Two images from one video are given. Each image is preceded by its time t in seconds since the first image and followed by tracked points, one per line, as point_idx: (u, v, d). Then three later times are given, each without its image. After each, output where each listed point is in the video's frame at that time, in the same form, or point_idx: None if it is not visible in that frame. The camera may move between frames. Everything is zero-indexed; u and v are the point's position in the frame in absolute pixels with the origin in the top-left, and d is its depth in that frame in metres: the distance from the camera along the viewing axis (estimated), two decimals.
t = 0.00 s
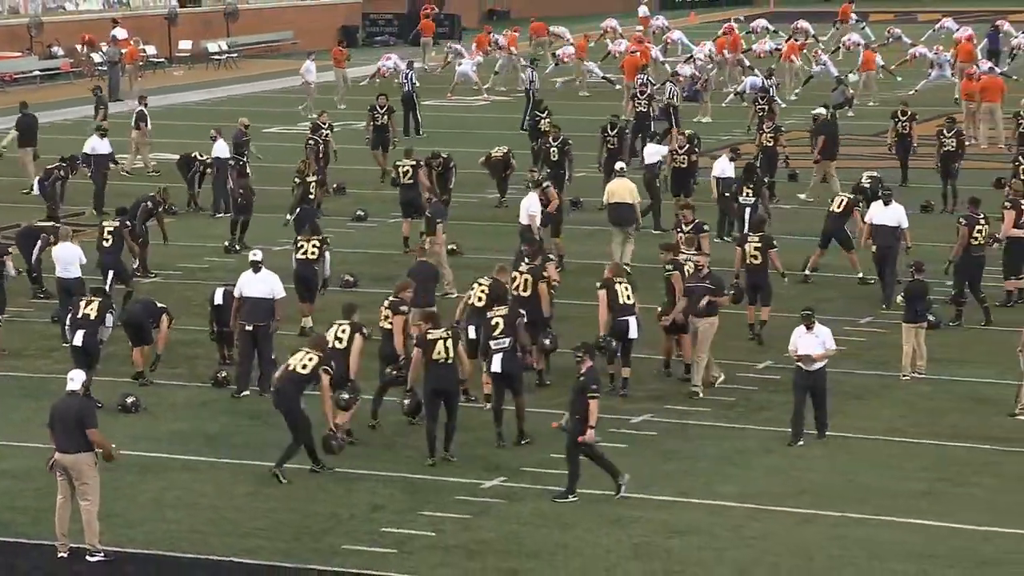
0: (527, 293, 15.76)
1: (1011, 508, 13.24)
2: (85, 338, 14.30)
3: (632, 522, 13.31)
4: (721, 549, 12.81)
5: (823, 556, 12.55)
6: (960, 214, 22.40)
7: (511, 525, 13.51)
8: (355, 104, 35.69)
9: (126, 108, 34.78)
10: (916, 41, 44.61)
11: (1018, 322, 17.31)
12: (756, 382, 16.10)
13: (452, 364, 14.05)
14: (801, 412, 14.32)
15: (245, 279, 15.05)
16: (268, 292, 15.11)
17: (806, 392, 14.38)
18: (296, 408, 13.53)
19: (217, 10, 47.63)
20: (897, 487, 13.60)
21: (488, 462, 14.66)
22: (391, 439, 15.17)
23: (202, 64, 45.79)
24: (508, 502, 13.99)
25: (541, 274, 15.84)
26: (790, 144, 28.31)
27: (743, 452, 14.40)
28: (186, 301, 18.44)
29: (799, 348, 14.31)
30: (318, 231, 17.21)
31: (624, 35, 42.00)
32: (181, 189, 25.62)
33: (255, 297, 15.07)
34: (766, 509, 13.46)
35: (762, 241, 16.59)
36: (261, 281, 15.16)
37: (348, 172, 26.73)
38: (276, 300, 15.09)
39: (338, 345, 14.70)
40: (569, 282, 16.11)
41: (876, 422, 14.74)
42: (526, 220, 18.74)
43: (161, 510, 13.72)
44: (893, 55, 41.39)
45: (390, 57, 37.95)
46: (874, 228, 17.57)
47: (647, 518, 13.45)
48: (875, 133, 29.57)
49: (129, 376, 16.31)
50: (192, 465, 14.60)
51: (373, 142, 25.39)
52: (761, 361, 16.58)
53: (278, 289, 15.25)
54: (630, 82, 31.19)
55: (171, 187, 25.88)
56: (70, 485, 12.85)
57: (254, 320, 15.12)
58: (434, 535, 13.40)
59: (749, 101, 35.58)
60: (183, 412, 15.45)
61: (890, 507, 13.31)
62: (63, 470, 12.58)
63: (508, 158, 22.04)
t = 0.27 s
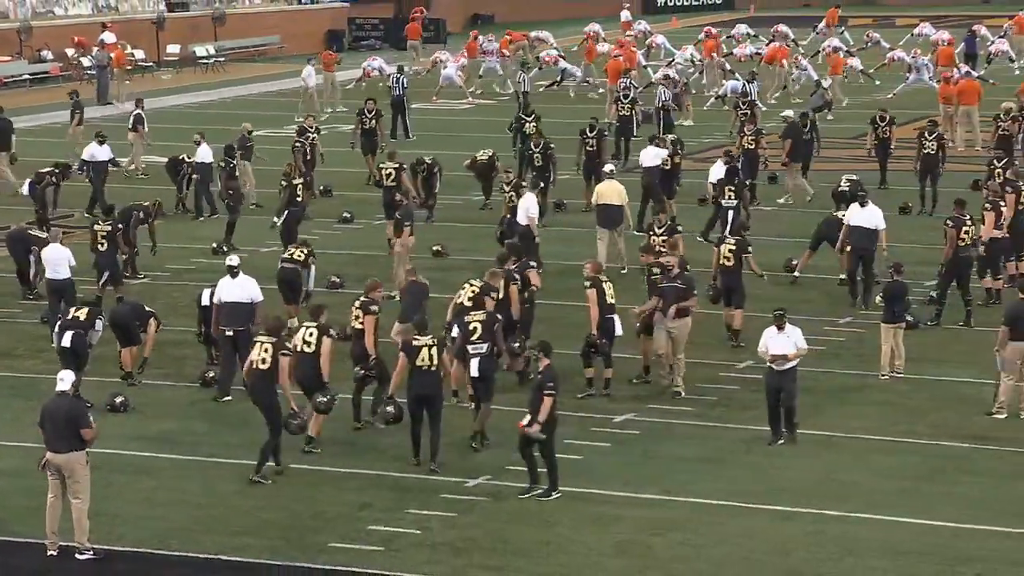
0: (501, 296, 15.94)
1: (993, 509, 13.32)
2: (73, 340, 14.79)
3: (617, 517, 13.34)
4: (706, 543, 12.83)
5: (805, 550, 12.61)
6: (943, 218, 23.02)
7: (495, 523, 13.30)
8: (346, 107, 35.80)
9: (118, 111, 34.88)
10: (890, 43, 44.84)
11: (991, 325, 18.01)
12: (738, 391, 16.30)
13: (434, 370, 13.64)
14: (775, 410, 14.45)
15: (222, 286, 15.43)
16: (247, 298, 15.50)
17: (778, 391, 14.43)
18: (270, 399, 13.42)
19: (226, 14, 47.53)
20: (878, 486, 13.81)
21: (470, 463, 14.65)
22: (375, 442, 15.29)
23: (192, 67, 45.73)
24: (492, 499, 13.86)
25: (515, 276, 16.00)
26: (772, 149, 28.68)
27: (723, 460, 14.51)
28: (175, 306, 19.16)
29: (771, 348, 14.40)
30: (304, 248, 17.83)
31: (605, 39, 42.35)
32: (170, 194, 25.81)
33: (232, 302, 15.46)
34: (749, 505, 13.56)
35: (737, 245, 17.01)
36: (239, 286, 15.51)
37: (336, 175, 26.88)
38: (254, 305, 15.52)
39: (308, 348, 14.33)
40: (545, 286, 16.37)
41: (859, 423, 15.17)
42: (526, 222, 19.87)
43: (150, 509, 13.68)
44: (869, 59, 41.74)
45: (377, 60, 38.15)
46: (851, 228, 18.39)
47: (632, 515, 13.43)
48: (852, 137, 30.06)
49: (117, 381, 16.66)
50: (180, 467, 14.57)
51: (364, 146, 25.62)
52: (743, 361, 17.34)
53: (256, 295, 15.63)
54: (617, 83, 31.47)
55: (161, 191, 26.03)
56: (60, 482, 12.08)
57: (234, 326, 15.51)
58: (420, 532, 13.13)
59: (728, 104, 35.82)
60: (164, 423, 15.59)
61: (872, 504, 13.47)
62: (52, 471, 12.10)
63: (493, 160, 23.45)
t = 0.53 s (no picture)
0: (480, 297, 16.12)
1: (971, 506, 13.52)
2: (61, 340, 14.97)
3: (601, 515, 13.52)
4: (690, 540, 13.01)
5: (786, 547, 12.79)
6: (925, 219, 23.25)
7: (483, 521, 13.50)
8: (335, 111, 35.99)
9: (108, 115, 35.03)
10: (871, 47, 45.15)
11: (970, 324, 18.24)
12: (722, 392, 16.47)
13: (415, 370, 13.75)
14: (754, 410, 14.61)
15: (201, 286, 15.57)
16: (227, 298, 15.66)
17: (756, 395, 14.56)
18: (245, 404, 13.46)
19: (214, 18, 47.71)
20: (860, 484, 13.99)
21: (456, 463, 14.81)
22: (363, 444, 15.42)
23: (180, 71, 45.88)
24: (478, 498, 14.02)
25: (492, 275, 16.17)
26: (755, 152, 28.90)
27: (706, 460, 14.69)
28: (163, 308, 19.31)
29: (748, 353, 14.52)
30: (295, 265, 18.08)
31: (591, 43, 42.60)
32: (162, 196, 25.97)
33: (212, 303, 15.64)
34: (732, 503, 13.73)
35: (708, 250, 17.33)
36: (218, 287, 15.68)
37: (324, 177, 27.05)
38: (234, 305, 15.68)
39: (277, 350, 14.09)
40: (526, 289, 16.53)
41: (840, 423, 15.34)
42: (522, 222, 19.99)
43: (140, 508, 13.83)
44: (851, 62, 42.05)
45: (364, 63, 38.33)
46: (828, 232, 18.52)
47: (617, 513, 13.60)
48: (833, 140, 30.29)
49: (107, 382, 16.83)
50: (170, 467, 14.72)
51: (353, 147, 25.78)
52: (725, 361, 17.53)
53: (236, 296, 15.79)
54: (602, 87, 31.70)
55: (151, 194, 26.19)
56: (52, 481, 12.24)
57: (216, 326, 15.65)
58: (407, 530, 13.29)
59: (712, 107, 36.07)
60: (152, 424, 15.75)
61: (853, 502, 13.64)
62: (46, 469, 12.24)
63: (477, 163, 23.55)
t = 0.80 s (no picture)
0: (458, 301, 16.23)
1: (949, 504, 13.69)
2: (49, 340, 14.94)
3: (584, 514, 13.68)
4: (672, 537, 13.17)
5: (767, 545, 12.96)
6: (904, 220, 23.45)
7: (467, 519, 13.65)
8: (321, 114, 36.14)
9: (92, 117, 35.13)
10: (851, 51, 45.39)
11: (948, 324, 18.44)
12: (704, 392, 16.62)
13: (383, 377, 13.76)
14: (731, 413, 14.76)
15: (182, 289, 15.72)
16: (207, 302, 15.82)
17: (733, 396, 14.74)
18: (207, 404, 13.50)
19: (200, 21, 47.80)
20: (840, 483, 14.16)
21: (438, 463, 14.95)
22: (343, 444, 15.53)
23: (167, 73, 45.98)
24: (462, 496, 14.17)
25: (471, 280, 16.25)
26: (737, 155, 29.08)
27: (687, 459, 14.85)
28: (149, 309, 19.44)
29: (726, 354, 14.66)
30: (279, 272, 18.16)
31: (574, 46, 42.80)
32: (148, 198, 26.08)
33: (194, 305, 15.79)
34: (713, 502, 13.90)
35: (681, 249, 17.56)
36: (200, 290, 15.83)
37: (310, 180, 27.19)
38: (214, 307, 15.83)
39: (245, 352, 13.97)
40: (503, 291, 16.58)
41: (819, 422, 15.53)
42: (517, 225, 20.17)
43: (127, 507, 13.96)
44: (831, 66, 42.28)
45: (348, 66, 38.51)
46: (799, 235, 18.68)
47: (599, 511, 13.76)
48: (811, 142, 30.52)
49: (94, 382, 16.97)
50: (156, 467, 14.85)
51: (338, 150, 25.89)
52: (706, 361, 17.70)
53: (216, 299, 15.95)
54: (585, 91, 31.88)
55: (138, 196, 26.30)
56: (40, 481, 12.36)
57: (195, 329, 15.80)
58: (392, 528, 13.44)
59: (694, 110, 36.25)
60: (138, 424, 15.89)
61: (833, 501, 13.81)
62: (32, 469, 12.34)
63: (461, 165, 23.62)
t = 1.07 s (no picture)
0: (433, 306, 16.28)
1: (929, 504, 13.83)
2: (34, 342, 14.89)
3: (567, 513, 13.80)
4: (655, 537, 13.28)
5: (748, 544, 13.08)
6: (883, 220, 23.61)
7: (450, 518, 13.76)
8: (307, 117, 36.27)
9: (79, 121, 35.24)
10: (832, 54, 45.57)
11: (926, 325, 18.59)
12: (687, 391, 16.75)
13: (354, 380, 13.79)
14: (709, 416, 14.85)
15: (165, 294, 15.81)
16: (189, 307, 15.90)
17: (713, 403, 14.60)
18: (178, 404, 13.50)
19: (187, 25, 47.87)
20: (821, 484, 14.30)
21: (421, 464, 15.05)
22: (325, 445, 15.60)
23: (153, 78, 46.09)
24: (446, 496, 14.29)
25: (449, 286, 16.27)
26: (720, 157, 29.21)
27: (670, 459, 14.97)
28: (135, 311, 19.54)
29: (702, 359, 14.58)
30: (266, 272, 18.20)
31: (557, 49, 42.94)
32: (134, 200, 26.16)
33: (176, 310, 15.87)
34: (695, 502, 14.02)
35: (663, 258, 17.53)
36: (183, 296, 15.93)
37: (295, 183, 27.32)
38: (196, 313, 15.94)
39: (221, 357, 14.07)
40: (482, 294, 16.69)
41: (800, 423, 15.67)
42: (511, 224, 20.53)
43: (114, 507, 14.05)
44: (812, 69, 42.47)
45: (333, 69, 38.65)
46: (774, 238, 18.91)
47: (582, 511, 13.88)
48: (793, 145, 30.71)
49: (80, 383, 17.05)
50: (142, 467, 14.94)
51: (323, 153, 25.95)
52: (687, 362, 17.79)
53: (198, 305, 16.02)
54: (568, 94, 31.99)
55: (124, 198, 26.38)
56: (27, 482, 12.45)
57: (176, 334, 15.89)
58: (376, 528, 13.54)
59: (677, 114, 36.39)
60: (124, 425, 15.98)
61: (814, 501, 13.94)
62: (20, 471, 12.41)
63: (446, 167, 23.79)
